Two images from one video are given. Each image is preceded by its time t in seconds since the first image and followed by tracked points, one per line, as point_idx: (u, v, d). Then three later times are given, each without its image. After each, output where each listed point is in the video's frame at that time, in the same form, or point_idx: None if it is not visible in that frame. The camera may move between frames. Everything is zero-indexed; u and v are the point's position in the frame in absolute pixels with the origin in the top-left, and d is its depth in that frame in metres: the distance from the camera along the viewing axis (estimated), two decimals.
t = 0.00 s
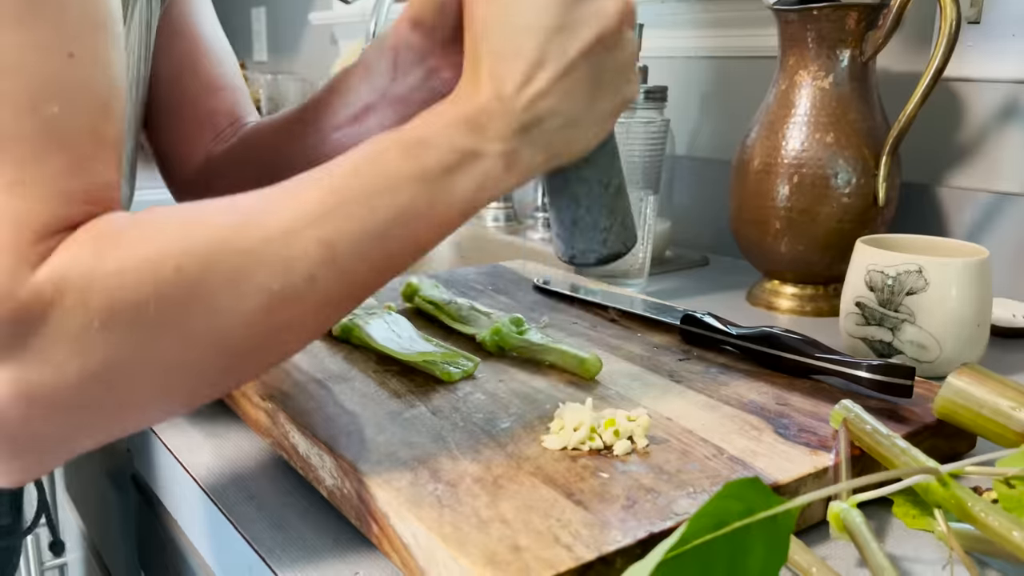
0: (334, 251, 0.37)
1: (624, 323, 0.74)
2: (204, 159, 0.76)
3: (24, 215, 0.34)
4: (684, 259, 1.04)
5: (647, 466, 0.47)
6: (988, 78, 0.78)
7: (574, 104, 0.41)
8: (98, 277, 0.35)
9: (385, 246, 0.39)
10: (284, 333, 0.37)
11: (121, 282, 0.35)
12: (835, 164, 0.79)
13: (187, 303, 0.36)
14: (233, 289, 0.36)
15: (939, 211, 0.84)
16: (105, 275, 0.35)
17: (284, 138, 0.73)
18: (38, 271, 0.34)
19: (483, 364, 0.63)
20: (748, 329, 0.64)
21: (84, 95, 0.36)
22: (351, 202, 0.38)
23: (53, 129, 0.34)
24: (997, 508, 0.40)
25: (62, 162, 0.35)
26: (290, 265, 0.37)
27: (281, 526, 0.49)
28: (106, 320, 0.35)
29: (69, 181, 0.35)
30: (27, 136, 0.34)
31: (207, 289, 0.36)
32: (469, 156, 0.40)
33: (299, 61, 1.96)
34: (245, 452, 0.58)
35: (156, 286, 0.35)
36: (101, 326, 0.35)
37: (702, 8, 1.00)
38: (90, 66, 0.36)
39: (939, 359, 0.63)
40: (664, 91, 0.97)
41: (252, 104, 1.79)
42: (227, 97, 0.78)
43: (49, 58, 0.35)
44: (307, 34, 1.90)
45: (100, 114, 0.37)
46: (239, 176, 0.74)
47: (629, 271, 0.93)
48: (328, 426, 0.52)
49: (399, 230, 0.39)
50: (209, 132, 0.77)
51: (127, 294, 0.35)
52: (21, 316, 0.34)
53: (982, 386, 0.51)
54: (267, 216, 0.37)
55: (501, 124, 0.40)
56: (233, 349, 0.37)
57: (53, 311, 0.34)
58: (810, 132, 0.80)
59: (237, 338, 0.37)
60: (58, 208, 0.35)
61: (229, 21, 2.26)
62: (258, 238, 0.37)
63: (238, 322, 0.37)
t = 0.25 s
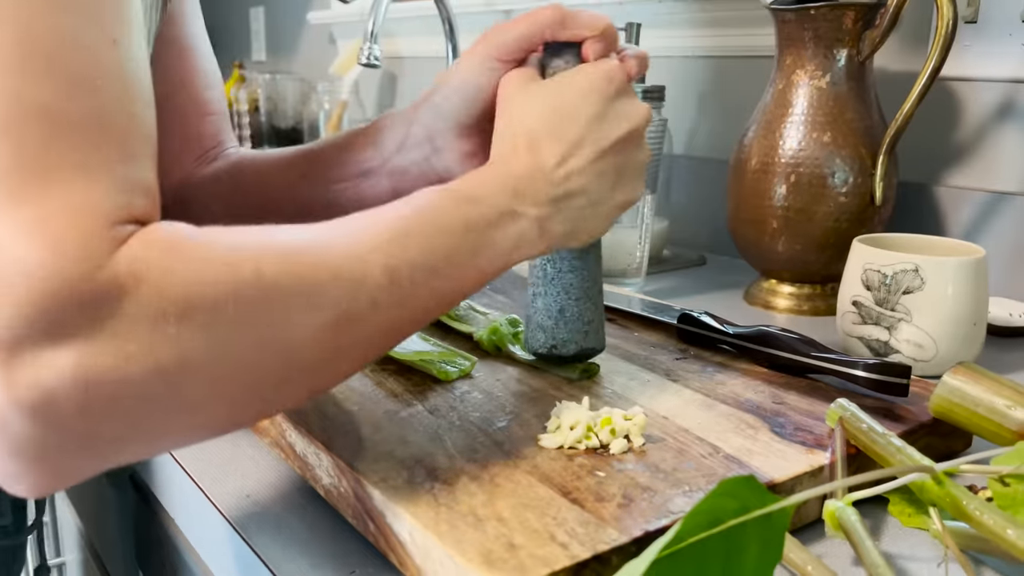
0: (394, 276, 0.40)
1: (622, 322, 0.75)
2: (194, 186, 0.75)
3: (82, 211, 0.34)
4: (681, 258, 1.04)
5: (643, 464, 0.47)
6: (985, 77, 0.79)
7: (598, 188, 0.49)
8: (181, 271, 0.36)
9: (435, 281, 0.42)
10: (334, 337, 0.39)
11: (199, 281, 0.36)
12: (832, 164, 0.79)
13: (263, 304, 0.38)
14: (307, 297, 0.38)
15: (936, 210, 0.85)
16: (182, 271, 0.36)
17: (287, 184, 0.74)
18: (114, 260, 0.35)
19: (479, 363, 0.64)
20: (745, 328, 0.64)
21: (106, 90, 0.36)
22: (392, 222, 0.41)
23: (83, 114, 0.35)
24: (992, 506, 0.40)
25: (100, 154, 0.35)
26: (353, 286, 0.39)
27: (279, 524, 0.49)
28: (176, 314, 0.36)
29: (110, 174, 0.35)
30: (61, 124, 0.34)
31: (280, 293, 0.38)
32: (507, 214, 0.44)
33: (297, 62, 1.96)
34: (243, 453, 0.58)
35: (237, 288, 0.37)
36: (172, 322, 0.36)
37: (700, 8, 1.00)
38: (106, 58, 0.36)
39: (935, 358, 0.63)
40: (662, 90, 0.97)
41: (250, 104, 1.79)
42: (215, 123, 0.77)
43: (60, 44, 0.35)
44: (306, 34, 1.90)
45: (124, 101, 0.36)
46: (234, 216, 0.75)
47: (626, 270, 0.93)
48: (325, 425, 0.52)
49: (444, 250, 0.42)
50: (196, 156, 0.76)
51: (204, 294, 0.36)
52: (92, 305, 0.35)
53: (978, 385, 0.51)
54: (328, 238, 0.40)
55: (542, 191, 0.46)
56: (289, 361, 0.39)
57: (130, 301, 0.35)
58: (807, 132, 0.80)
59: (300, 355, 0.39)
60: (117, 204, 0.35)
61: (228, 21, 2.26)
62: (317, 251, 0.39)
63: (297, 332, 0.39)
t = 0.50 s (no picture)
0: (375, 332, 0.37)
1: (619, 321, 0.75)
2: (223, 188, 0.73)
3: (52, 266, 0.32)
4: (679, 258, 1.04)
5: (638, 464, 0.47)
6: (982, 77, 0.79)
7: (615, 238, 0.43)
8: (136, 338, 0.33)
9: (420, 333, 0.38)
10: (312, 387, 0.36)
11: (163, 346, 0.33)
12: (829, 163, 0.79)
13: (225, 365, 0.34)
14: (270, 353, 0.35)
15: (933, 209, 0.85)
16: (134, 341, 0.33)
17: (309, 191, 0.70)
18: (57, 330, 0.32)
19: (476, 363, 0.64)
20: (741, 327, 0.64)
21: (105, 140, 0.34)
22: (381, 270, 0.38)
23: (84, 170, 0.33)
24: (986, 505, 0.40)
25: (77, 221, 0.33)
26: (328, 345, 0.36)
27: (274, 523, 0.49)
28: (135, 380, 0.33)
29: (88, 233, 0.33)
30: (70, 184, 0.32)
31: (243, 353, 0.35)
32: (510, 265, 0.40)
33: (295, 61, 1.96)
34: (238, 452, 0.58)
35: (196, 355, 0.34)
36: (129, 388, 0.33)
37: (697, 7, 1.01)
38: (113, 102, 0.34)
39: (930, 357, 0.63)
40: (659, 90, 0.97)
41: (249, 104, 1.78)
42: (248, 119, 0.74)
43: (82, 97, 0.33)
44: (304, 33, 1.90)
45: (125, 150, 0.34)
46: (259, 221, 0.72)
47: (623, 270, 0.93)
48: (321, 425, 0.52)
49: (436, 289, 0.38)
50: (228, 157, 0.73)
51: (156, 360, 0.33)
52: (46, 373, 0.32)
53: (973, 384, 0.51)
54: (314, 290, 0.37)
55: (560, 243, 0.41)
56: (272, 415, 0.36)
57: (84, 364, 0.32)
58: (804, 131, 0.80)
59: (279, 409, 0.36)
60: (84, 262, 0.33)
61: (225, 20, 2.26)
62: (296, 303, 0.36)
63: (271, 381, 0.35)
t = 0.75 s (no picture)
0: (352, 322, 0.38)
1: (617, 321, 0.75)
2: (191, 206, 0.73)
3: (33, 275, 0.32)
4: (678, 258, 1.04)
5: (637, 464, 0.47)
6: (981, 77, 0.79)
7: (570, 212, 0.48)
8: (140, 350, 0.34)
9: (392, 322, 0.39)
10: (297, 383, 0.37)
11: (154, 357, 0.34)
12: (828, 163, 0.79)
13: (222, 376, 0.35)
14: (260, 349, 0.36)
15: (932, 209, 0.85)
16: (140, 349, 0.33)
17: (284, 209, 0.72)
18: (47, 349, 0.32)
19: (475, 363, 0.64)
20: (740, 328, 0.64)
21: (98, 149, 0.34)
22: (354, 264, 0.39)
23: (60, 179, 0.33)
24: (984, 505, 0.40)
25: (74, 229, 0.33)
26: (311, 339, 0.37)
27: (274, 523, 0.49)
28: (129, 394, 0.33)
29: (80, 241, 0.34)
30: (55, 192, 0.33)
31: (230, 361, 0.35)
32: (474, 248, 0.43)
33: (294, 60, 1.96)
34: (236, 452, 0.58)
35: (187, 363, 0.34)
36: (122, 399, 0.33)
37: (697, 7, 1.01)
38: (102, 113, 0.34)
39: (929, 357, 0.63)
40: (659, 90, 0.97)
41: (248, 104, 1.78)
42: (221, 141, 0.75)
43: (70, 104, 0.33)
44: (303, 33, 1.90)
45: (120, 152, 0.35)
46: (231, 237, 0.72)
47: (622, 270, 0.93)
48: (320, 425, 0.52)
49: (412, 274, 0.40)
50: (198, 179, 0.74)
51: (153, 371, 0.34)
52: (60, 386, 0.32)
53: (971, 384, 0.51)
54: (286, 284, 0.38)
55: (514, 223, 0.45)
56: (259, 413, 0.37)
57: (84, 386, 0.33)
58: (803, 131, 0.80)
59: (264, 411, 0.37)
60: (78, 270, 0.33)
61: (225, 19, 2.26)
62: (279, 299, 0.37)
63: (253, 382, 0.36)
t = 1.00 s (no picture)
0: (353, 311, 0.38)
1: (616, 320, 0.75)
2: (173, 206, 0.73)
3: (38, 282, 0.31)
4: (677, 257, 1.04)
5: (636, 464, 0.47)
6: (980, 76, 0.79)
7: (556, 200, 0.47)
8: (145, 346, 0.33)
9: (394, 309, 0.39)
10: (301, 368, 0.37)
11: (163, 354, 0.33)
12: (827, 163, 0.79)
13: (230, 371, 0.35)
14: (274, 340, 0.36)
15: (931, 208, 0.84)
16: (147, 347, 0.33)
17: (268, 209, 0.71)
18: (57, 349, 0.31)
19: (473, 362, 0.64)
20: (739, 327, 0.64)
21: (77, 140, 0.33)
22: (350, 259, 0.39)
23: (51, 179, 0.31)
24: (984, 504, 0.40)
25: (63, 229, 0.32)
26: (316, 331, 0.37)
27: (272, 523, 0.49)
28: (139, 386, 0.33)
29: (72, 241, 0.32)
30: (39, 191, 0.31)
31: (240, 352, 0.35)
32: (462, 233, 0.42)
33: (294, 60, 1.96)
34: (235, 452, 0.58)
35: (197, 353, 0.34)
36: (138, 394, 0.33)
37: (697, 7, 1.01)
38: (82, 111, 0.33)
39: (929, 357, 0.63)
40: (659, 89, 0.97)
41: (247, 103, 1.78)
42: (206, 142, 0.76)
43: (47, 96, 0.32)
44: (303, 33, 1.90)
45: (102, 158, 0.33)
46: (209, 240, 0.72)
47: (622, 270, 0.93)
48: (318, 424, 0.52)
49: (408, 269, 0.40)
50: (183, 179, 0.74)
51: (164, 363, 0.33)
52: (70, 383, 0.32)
53: (970, 383, 0.51)
54: (284, 279, 0.37)
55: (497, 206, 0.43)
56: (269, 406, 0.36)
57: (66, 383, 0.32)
58: (803, 130, 0.80)
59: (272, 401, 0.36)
60: (76, 272, 0.32)
61: (225, 19, 2.26)
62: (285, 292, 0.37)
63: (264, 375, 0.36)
